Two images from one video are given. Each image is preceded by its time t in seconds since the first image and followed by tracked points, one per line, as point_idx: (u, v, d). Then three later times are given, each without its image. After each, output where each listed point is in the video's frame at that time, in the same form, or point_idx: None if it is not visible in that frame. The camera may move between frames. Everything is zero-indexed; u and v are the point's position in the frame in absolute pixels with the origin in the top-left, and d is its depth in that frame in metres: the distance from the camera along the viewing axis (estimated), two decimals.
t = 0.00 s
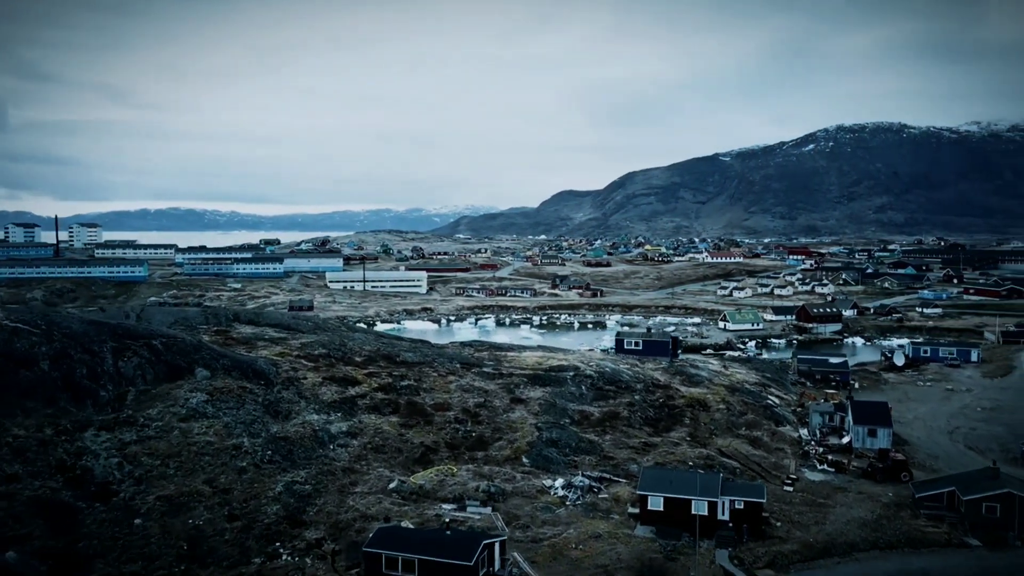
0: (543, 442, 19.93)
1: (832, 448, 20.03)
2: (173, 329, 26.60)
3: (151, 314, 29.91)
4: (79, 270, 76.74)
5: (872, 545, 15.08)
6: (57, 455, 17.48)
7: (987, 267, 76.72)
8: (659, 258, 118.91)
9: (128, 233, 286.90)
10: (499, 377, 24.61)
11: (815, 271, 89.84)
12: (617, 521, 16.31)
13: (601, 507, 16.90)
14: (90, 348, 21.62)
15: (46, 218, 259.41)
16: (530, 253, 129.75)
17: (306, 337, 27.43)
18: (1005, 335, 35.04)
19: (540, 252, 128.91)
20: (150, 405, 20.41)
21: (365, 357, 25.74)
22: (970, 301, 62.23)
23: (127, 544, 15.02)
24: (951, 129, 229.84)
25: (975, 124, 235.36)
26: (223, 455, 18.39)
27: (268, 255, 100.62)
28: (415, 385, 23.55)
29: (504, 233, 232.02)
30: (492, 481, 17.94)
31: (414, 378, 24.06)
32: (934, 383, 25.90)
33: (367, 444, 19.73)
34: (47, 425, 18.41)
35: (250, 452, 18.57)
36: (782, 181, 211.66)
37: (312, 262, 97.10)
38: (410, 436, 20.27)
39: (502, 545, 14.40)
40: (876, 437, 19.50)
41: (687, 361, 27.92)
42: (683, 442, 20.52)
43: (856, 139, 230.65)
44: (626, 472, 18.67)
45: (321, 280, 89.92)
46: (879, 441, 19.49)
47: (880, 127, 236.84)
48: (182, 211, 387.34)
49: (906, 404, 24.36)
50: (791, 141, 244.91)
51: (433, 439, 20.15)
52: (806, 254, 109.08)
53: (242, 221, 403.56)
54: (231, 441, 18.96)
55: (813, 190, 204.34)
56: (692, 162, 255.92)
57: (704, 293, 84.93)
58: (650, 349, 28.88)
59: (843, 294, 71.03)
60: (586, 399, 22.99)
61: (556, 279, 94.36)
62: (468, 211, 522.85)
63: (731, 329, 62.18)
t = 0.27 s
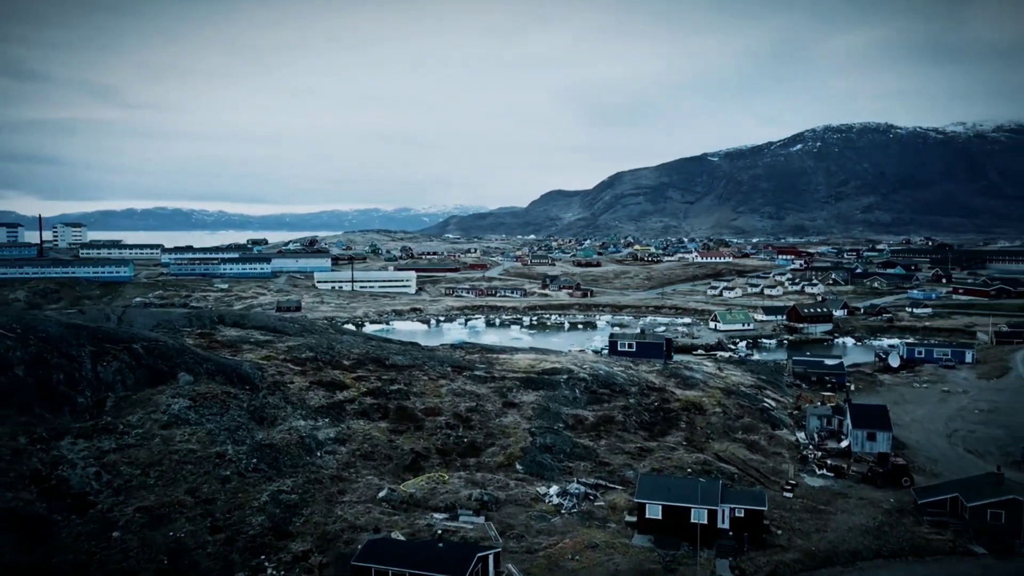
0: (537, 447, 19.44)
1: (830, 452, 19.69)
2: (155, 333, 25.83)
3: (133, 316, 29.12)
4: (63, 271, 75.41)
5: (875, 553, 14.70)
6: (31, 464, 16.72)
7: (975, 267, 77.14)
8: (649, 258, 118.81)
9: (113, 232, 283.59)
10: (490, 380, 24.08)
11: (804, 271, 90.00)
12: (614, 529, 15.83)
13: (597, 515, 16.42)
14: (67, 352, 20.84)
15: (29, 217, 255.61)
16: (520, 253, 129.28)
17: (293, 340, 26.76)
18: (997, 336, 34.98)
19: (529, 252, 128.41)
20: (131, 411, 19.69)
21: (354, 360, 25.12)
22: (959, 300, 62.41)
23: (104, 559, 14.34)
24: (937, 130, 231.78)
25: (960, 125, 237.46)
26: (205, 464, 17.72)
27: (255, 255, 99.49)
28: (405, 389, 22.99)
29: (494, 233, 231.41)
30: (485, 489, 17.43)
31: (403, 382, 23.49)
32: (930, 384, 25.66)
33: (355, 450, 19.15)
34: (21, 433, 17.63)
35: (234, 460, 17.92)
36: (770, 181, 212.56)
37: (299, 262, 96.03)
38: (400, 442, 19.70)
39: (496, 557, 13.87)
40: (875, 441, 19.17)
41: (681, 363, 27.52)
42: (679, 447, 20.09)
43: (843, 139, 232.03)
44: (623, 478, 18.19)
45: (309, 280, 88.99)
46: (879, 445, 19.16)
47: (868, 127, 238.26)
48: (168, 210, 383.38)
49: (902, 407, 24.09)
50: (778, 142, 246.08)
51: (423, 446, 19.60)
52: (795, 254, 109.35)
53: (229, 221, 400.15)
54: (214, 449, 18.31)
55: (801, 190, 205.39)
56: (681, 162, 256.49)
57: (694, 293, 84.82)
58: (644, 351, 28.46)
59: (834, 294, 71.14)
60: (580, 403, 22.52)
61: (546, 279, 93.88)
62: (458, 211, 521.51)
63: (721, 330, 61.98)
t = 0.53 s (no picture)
0: (530, 454, 18.87)
1: (828, 457, 19.30)
2: (134, 337, 24.95)
3: (111, 319, 28.18)
4: (43, 272, 73.81)
5: (880, 563, 14.26)
6: None
7: (961, 267, 77.64)
8: (637, 258, 118.69)
9: (95, 232, 279.60)
10: (481, 385, 23.48)
11: (792, 271, 90.21)
12: (610, 540, 15.27)
13: (593, 526, 15.85)
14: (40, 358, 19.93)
15: (9, 216, 251.44)
16: (508, 253, 128.72)
17: (277, 344, 25.97)
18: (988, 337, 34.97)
19: (517, 253, 127.85)
20: (107, 419, 18.84)
21: (340, 365, 24.40)
22: (946, 300, 62.65)
23: None
24: (921, 130, 233.99)
25: (943, 126, 239.89)
26: (185, 475, 16.96)
27: (240, 256, 98.12)
28: (393, 394, 22.34)
29: (481, 233, 230.65)
30: (477, 499, 16.82)
31: (391, 387, 22.83)
32: (926, 386, 25.40)
33: (341, 459, 18.48)
34: None
35: (215, 471, 17.17)
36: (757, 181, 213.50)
37: (285, 263, 94.77)
38: (389, 450, 19.06)
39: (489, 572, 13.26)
40: (875, 446, 18.81)
41: (675, 366, 27.08)
42: (675, 453, 19.60)
43: (829, 140, 233.69)
44: (618, 486, 17.67)
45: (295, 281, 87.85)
46: (878, 450, 18.78)
47: (853, 128, 240.08)
48: (152, 209, 378.70)
49: (899, 409, 23.79)
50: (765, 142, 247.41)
51: (413, 453, 18.97)
52: (783, 254, 109.70)
53: (213, 220, 396.14)
54: (194, 459, 17.55)
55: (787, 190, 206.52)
56: (668, 162, 257.15)
57: (682, 293, 84.68)
58: (637, 353, 27.99)
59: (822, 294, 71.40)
60: (573, 407, 21.97)
61: (534, 279, 93.35)
62: (445, 211, 519.94)
63: (711, 330, 61.75)
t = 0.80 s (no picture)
0: (524, 460, 18.44)
1: (827, 462, 18.98)
2: (117, 340, 24.28)
3: (94, 322, 27.48)
4: (28, 272, 72.60)
5: (884, 571, 13.92)
6: None
7: (951, 267, 78.02)
8: (628, 258, 118.62)
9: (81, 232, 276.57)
10: (474, 388, 23.03)
11: (783, 271, 90.39)
12: (608, 549, 14.84)
13: (590, 534, 15.42)
14: (18, 362, 19.23)
15: None
16: (499, 253, 128.28)
17: (266, 347, 25.38)
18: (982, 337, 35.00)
19: (508, 253, 127.43)
20: (87, 426, 18.19)
21: (329, 368, 23.87)
22: (937, 300, 63.03)
23: None
24: (909, 131, 235.53)
25: (931, 126, 241.50)
26: (169, 484, 16.37)
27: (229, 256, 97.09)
28: (383, 398, 21.86)
29: (472, 232, 230.04)
30: (471, 506, 16.36)
31: (382, 391, 22.35)
32: (922, 388, 25.21)
33: (331, 466, 17.98)
34: None
35: (200, 480, 16.60)
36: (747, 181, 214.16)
37: (275, 263, 93.81)
38: (380, 456, 18.58)
39: None
40: (874, 450, 18.45)
41: (670, 368, 26.72)
42: (672, 458, 19.23)
43: (818, 140, 234.92)
44: (614, 492, 17.25)
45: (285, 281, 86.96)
46: (877, 453, 18.48)
47: (842, 129, 241.46)
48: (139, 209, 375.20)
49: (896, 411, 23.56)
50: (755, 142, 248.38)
51: (404, 460, 18.51)
52: (774, 254, 109.97)
53: (202, 220, 392.66)
54: (178, 467, 16.97)
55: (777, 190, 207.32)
56: (658, 162, 257.60)
57: (674, 293, 84.58)
58: (632, 355, 27.63)
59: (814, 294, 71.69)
60: (568, 411, 21.55)
61: (526, 279, 92.96)
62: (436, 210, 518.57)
63: (703, 330, 61.58)
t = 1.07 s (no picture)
0: (518, 467, 17.92)
1: (827, 467, 18.61)
2: (97, 344, 23.50)
3: (74, 325, 26.64)
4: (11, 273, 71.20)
5: None
6: None
7: (940, 268, 78.40)
8: (618, 258, 118.48)
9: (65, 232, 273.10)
10: (465, 393, 22.49)
11: (773, 271, 90.57)
12: (605, 560, 14.32)
13: (586, 544, 14.92)
14: None
15: None
16: (488, 253, 127.74)
17: (251, 350, 24.70)
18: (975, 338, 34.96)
19: (498, 253, 126.89)
20: (64, 434, 17.42)
21: (317, 372, 23.25)
22: (927, 301, 63.32)
23: None
24: (896, 131, 237.23)
25: (918, 126, 243.35)
26: (149, 496, 15.66)
27: (215, 256, 95.90)
28: (372, 404, 21.28)
29: (462, 232, 229.29)
30: (464, 516, 15.81)
31: (371, 396, 21.76)
32: (919, 390, 24.95)
33: (318, 475, 17.36)
34: None
35: (182, 491, 15.91)
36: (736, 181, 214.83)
37: (262, 264, 92.67)
38: (369, 464, 18.00)
39: None
40: (874, 455, 18.10)
41: (665, 371, 26.29)
42: (669, 464, 18.78)
43: (806, 141, 236.24)
44: (611, 500, 16.77)
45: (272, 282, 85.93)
46: (878, 459, 18.12)
47: (830, 129, 242.97)
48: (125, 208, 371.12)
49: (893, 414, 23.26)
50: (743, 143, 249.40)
51: (394, 468, 17.94)
52: (763, 254, 110.22)
53: (189, 219, 388.94)
54: (159, 477, 16.27)
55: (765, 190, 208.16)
56: (648, 162, 258.01)
57: (665, 293, 84.41)
58: (626, 358, 27.20)
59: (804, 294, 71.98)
60: (562, 415, 21.08)
61: (516, 280, 92.43)
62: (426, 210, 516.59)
63: (694, 331, 61.34)
